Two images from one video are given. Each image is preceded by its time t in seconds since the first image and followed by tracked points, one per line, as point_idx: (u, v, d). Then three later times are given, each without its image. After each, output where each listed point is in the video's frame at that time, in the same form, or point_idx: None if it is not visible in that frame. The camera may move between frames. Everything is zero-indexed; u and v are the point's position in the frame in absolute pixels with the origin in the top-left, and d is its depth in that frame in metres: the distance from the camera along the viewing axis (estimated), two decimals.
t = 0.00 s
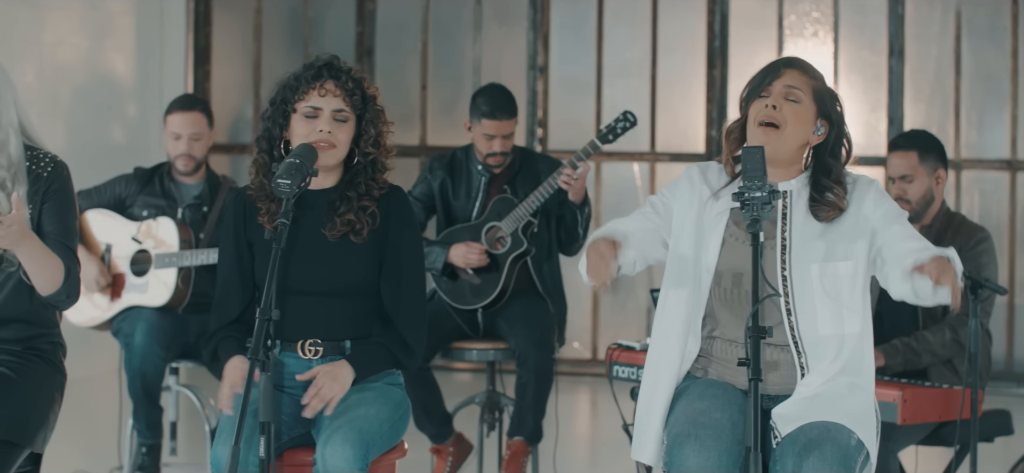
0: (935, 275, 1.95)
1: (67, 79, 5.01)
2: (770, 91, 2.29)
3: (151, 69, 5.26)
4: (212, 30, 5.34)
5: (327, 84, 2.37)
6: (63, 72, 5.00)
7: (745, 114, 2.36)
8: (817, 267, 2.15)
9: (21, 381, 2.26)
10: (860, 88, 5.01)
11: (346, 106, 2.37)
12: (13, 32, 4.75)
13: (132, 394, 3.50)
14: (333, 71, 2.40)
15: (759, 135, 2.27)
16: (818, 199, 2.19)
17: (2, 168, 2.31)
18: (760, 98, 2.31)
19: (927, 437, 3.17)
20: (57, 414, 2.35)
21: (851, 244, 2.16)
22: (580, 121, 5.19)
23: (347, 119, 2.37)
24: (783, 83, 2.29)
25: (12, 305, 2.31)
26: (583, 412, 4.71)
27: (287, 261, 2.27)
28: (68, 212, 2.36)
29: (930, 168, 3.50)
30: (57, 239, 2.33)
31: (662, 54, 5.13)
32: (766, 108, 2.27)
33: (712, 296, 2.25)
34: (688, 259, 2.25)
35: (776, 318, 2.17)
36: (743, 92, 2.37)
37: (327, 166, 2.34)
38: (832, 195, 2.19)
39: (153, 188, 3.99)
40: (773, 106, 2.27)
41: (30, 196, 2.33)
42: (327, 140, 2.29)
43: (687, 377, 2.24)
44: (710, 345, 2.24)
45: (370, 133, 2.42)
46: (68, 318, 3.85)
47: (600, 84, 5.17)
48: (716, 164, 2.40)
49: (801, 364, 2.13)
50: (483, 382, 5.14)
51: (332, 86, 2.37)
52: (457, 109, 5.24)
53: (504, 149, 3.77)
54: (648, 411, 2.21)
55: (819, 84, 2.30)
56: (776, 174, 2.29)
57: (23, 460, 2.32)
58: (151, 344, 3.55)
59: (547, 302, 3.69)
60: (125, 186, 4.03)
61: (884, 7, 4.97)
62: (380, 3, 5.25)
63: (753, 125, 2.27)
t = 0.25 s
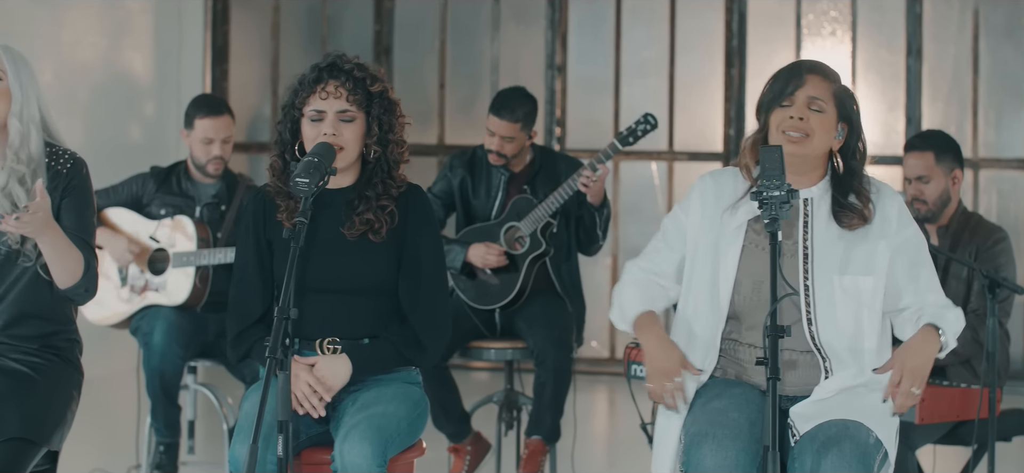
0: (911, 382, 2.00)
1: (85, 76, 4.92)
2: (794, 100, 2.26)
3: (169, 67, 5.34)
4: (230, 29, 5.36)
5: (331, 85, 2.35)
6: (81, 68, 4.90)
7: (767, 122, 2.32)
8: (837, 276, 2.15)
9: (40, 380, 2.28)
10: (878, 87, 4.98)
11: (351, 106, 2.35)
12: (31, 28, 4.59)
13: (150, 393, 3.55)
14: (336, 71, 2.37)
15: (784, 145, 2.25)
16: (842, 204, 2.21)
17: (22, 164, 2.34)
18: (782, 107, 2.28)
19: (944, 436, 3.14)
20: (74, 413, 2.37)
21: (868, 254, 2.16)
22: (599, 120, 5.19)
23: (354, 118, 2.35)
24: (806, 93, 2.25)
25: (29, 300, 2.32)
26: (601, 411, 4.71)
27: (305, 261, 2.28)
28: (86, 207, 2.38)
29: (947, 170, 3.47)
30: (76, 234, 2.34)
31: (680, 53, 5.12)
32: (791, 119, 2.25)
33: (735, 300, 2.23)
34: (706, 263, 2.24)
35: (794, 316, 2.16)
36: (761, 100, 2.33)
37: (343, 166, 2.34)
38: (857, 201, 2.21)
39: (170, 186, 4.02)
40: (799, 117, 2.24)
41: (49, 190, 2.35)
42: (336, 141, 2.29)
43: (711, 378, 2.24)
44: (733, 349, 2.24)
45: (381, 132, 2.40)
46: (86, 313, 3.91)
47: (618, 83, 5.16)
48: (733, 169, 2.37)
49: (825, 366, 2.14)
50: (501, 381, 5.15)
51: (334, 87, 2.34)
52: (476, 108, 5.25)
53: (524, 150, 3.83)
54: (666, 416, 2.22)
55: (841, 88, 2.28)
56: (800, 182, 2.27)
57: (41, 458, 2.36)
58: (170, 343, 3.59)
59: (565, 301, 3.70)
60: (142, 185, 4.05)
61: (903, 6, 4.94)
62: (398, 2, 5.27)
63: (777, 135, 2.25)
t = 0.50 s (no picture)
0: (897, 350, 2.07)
1: (98, 75, 4.97)
2: (807, 111, 2.26)
3: (181, 66, 5.34)
4: (243, 28, 5.38)
5: (338, 86, 2.35)
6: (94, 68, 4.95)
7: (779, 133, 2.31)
8: (848, 272, 2.17)
9: (50, 379, 2.30)
10: (890, 87, 4.96)
11: (360, 107, 2.35)
12: (40, 29, 4.63)
13: (162, 393, 3.56)
14: (344, 71, 2.38)
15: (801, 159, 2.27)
16: (856, 198, 2.24)
17: (28, 168, 2.34)
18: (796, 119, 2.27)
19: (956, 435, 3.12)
20: (85, 412, 2.39)
21: (877, 254, 2.18)
22: (611, 120, 5.18)
23: (362, 119, 2.36)
24: (819, 104, 2.26)
25: (40, 307, 2.35)
26: (613, 411, 4.71)
27: (317, 259, 2.29)
28: (95, 212, 2.40)
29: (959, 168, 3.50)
30: (85, 241, 2.35)
31: (692, 52, 5.11)
32: (807, 133, 2.25)
33: (746, 298, 2.25)
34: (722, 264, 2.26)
35: (806, 316, 2.17)
36: (770, 112, 2.32)
37: (354, 167, 2.36)
38: (866, 192, 2.24)
39: (183, 186, 4.03)
40: (814, 129, 2.24)
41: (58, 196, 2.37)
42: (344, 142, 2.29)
43: (723, 379, 2.25)
44: (745, 351, 2.26)
45: (391, 132, 2.41)
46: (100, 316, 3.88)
47: (630, 83, 5.16)
48: (743, 170, 2.38)
49: (837, 365, 2.15)
50: (512, 381, 5.15)
51: (342, 88, 2.35)
52: (488, 108, 5.26)
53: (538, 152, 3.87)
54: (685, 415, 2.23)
55: (847, 92, 2.28)
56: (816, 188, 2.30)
57: (52, 458, 2.39)
58: (181, 342, 3.59)
59: (578, 302, 3.70)
60: (155, 185, 4.06)
61: (915, 6, 4.92)
62: (410, 2, 5.28)
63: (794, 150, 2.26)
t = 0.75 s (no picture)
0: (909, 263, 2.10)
1: (110, 75, 5.04)
2: (797, 105, 2.28)
3: (195, 66, 5.19)
4: (257, 29, 5.33)
5: (348, 90, 2.37)
6: (108, 69, 5.04)
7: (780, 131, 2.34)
8: (859, 268, 2.19)
9: (66, 378, 2.32)
10: (903, 88, 4.96)
11: (370, 111, 2.37)
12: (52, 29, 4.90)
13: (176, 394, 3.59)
14: (354, 75, 2.39)
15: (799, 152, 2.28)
16: (867, 197, 2.24)
17: (44, 168, 2.37)
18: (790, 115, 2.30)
19: (971, 437, 3.11)
20: (102, 412, 2.41)
21: (884, 252, 2.20)
22: (625, 120, 5.18)
23: (373, 123, 2.37)
24: (807, 96, 2.27)
25: (54, 308, 2.37)
26: (628, 412, 4.70)
27: (332, 258, 2.30)
28: (109, 212, 2.42)
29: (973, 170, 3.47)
30: (99, 242, 2.38)
31: (706, 53, 5.11)
32: (798, 125, 2.26)
33: (759, 295, 2.27)
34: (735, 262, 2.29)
35: (821, 317, 2.20)
36: (771, 107, 2.35)
37: (367, 168, 2.37)
38: (881, 194, 2.24)
39: (199, 186, 4.02)
40: (804, 122, 2.26)
41: (72, 197, 2.39)
42: (356, 144, 2.30)
43: (736, 378, 2.26)
44: (758, 349, 2.26)
45: (402, 135, 2.41)
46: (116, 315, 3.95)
47: (645, 83, 5.16)
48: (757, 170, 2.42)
49: (849, 364, 2.16)
50: (526, 381, 5.16)
51: (351, 93, 2.36)
52: (503, 109, 5.27)
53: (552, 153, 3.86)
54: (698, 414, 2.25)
55: (846, 83, 2.28)
56: (826, 180, 2.29)
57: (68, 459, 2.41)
58: (195, 343, 3.62)
59: (593, 303, 3.69)
60: (171, 184, 4.07)
61: (929, 7, 4.91)
62: (424, 2, 5.28)
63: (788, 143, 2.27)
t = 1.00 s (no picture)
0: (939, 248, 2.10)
1: (128, 75, 5.00)
2: (807, 102, 2.34)
3: (213, 68, 5.33)
4: (273, 29, 5.39)
5: (365, 91, 2.38)
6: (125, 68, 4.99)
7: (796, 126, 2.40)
8: (878, 266, 2.19)
9: (81, 378, 2.35)
10: (920, 89, 4.96)
11: (387, 112, 2.38)
12: (69, 30, 4.71)
13: (194, 391, 3.58)
14: (371, 76, 2.40)
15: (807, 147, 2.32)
16: (881, 200, 2.24)
17: (58, 168, 2.39)
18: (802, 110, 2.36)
19: (987, 438, 3.09)
20: (118, 412, 2.44)
21: (910, 248, 2.19)
22: (642, 121, 5.19)
23: (390, 124, 2.38)
24: (814, 92, 2.32)
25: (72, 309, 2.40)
26: (644, 411, 4.70)
27: (349, 258, 2.32)
28: (123, 214, 2.43)
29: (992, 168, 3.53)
30: (112, 244, 2.39)
31: (723, 53, 5.10)
32: (806, 120, 2.31)
33: (777, 293, 2.28)
34: (752, 257, 2.30)
35: (838, 316, 2.20)
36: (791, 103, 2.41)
37: (384, 169, 2.38)
38: (894, 196, 2.24)
39: (216, 187, 4.04)
40: (811, 116, 2.31)
41: (87, 199, 2.42)
42: (373, 145, 2.32)
43: (751, 378, 2.26)
44: (774, 349, 2.27)
45: (418, 136, 2.43)
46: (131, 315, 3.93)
47: (661, 84, 5.16)
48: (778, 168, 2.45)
49: (864, 363, 2.16)
50: (542, 382, 5.16)
51: (368, 93, 2.37)
52: (519, 109, 5.28)
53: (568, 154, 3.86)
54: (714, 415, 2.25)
55: (857, 80, 2.31)
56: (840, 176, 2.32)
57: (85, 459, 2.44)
58: (214, 342, 3.63)
59: (608, 302, 3.70)
60: (188, 185, 4.09)
61: (946, 7, 4.91)
62: (441, 3, 5.30)
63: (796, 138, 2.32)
